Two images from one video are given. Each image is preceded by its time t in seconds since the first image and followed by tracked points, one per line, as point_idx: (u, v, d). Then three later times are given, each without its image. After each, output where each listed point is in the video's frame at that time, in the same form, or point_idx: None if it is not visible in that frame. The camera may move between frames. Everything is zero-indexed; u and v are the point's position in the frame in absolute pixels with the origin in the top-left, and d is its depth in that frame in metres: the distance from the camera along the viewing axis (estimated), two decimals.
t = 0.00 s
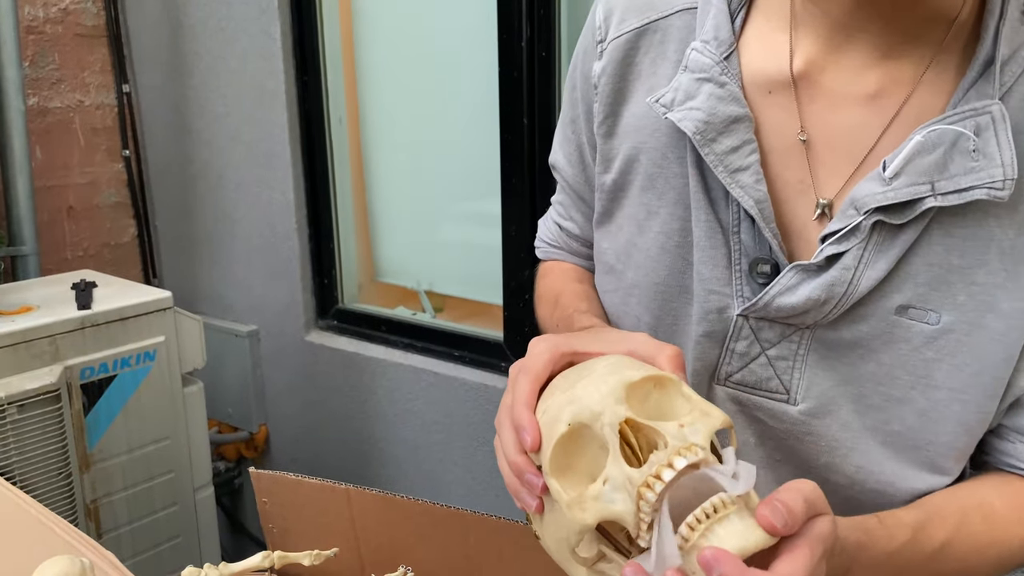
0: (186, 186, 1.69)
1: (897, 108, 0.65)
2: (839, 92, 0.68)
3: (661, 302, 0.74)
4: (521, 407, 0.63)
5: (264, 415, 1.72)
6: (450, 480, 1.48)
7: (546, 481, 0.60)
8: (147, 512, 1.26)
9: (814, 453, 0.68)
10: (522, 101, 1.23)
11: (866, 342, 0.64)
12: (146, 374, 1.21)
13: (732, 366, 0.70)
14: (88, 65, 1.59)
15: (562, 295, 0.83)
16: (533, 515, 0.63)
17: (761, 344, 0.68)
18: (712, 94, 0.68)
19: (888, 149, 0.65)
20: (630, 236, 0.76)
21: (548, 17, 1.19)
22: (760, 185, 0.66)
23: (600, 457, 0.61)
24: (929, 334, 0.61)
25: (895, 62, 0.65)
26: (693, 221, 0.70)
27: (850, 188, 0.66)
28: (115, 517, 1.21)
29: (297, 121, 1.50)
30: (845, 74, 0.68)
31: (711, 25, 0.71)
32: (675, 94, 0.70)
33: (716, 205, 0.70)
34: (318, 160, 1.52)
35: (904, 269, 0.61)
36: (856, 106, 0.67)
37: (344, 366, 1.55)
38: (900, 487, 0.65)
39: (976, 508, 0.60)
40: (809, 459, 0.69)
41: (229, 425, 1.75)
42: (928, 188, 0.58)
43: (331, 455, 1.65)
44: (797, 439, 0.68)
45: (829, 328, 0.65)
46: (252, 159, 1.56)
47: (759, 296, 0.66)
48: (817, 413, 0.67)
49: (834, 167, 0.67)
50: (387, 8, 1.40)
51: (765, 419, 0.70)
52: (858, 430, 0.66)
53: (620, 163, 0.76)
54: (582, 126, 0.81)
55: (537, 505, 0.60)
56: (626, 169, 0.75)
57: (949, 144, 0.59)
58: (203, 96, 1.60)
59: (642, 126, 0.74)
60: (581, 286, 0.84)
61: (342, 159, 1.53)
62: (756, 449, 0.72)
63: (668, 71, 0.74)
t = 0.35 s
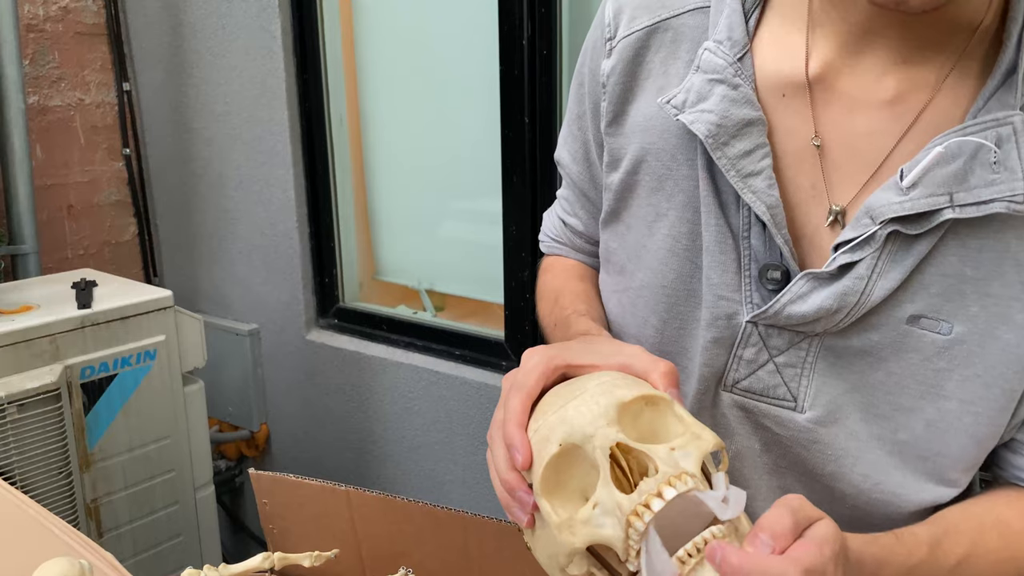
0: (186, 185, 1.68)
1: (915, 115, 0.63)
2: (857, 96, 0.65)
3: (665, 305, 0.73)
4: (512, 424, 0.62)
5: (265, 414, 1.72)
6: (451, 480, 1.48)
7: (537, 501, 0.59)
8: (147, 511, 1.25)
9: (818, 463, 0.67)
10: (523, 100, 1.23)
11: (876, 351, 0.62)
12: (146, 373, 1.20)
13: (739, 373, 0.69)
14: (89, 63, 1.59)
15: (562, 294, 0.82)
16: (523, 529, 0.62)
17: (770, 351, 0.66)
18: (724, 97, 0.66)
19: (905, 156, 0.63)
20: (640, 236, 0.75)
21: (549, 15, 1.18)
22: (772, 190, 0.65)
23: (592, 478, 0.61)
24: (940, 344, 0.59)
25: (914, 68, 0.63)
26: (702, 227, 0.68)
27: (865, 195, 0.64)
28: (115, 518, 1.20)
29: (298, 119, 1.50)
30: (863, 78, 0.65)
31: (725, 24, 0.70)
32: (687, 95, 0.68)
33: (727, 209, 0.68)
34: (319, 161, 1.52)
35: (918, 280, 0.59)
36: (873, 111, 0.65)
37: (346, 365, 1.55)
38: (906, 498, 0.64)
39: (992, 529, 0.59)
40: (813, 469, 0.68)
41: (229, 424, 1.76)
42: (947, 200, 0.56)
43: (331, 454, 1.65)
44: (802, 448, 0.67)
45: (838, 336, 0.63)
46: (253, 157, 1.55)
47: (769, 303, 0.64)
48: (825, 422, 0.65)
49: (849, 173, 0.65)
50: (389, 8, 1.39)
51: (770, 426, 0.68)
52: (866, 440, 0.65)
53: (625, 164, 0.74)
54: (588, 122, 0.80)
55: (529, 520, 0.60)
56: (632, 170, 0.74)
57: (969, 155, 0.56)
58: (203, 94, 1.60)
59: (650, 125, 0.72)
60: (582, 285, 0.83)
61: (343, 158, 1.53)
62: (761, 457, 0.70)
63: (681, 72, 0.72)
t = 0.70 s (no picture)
0: (187, 182, 1.68)
1: (919, 113, 0.63)
2: (860, 94, 0.65)
3: (666, 302, 0.73)
4: (503, 417, 0.62)
5: (266, 412, 1.72)
6: (451, 478, 1.48)
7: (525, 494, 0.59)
8: (148, 509, 1.26)
9: (818, 461, 0.67)
10: (524, 98, 1.23)
11: (876, 349, 0.62)
12: (147, 371, 1.20)
13: (739, 369, 0.68)
14: (90, 61, 1.59)
15: (559, 291, 0.83)
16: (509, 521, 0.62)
17: (770, 348, 0.66)
18: (727, 91, 0.66)
19: (908, 153, 0.63)
20: (640, 233, 0.75)
21: (549, 13, 1.18)
22: (774, 186, 0.65)
23: (580, 474, 0.61)
24: (939, 343, 0.59)
25: (918, 65, 0.63)
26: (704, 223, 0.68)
27: (867, 193, 0.64)
28: (115, 515, 1.21)
29: (299, 116, 1.50)
30: (867, 75, 0.65)
31: (728, 21, 0.70)
32: (689, 89, 0.68)
33: (728, 204, 0.68)
34: (319, 159, 1.52)
35: (919, 279, 0.59)
36: (876, 108, 0.65)
37: (346, 364, 1.55)
38: (905, 497, 0.64)
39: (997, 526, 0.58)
40: (812, 467, 0.68)
41: (229, 422, 1.76)
42: (949, 198, 0.56)
43: (331, 452, 1.65)
44: (801, 446, 0.67)
45: (838, 334, 0.63)
46: (254, 155, 1.55)
47: (770, 300, 0.64)
48: (824, 420, 0.65)
49: (852, 170, 0.65)
50: (390, 5, 1.39)
51: (770, 423, 0.68)
52: (866, 438, 0.65)
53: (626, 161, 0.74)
54: (589, 119, 0.80)
55: (514, 513, 0.60)
56: (634, 166, 0.74)
57: (972, 153, 0.56)
58: (204, 92, 1.60)
59: (652, 120, 0.72)
60: (581, 283, 0.83)
61: (344, 155, 1.53)
62: (760, 455, 0.70)
63: (684, 68, 0.72)
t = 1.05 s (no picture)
0: (189, 180, 1.69)
1: (920, 111, 0.63)
2: (862, 92, 0.65)
3: (667, 298, 0.73)
4: (502, 413, 0.62)
5: (267, 410, 1.72)
6: (451, 476, 1.48)
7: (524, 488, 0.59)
8: (149, 506, 1.26)
9: (816, 457, 0.67)
10: (525, 96, 1.23)
11: (876, 346, 0.62)
12: (148, 367, 1.21)
13: (739, 366, 0.69)
14: (93, 58, 1.59)
15: (559, 287, 0.83)
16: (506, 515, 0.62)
17: (770, 345, 0.66)
18: (730, 89, 0.66)
19: (910, 151, 0.63)
20: (642, 230, 0.75)
21: (552, 12, 1.18)
22: (775, 184, 0.65)
23: (579, 468, 0.61)
24: (938, 340, 0.59)
25: (919, 64, 0.63)
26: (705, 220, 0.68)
27: (868, 191, 0.64)
28: (117, 512, 1.21)
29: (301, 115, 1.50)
30: (868, 74, 0.65)
31: (731, 19, 0.70)
32: (692, 87, 0.68)
33: (730, 202, 0.68)
34: (321, 157, 1.52)
35: (919, 277, 0.59)
36: (877, 107, 0.65)
37: (347, 361, 1.55)
38: (903, 494, 0.64)
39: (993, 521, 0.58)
40: (811, 464, 0.68)
41: (230, 420, 1.76)
42: (950, 197, 0.56)
43: (332, 450, 1.66)
44: (800, 443, 0.67)
45: (837, 332, 0.63)
46: (255, 153, 1.56)
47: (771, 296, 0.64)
48: (823, 417, 0.65)
49: (852, 167, 0.65)
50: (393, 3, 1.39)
51: (769, 419, 0.68)
52: (865, 436, 0.65)
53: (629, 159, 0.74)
54: (592, 116, 0.80)
55: (513, 507, 0.60)
56: (636, 162, 0.74)
57: (973, 152, 0.56)
58: (207, 90, 1.60)
59: (655, 118, 0.72)
60: (581, 280, 0.84)
61: (346, 153, 1.53)
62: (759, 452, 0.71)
63: (687, 66, 0.72)
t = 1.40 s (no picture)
0: (190, 177, 1.69)
1: (922, 112, 0.63)
2: (864, 93, 0.65)
3: (668, 296, 0.73)
4: (505, 417, 0.62)
5: (267, 407, 1.72)
6: (451, 474, 1.48)
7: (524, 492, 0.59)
8: (149, 503, 1.26)
9: (815, 456, 0.67)
10: (526, 95, 1.22)
11: (875, 346, 0.62)
12: (149, 365, 1.21)
13: (739, 364, 0.69)
14: (93, 56, 1.59)
15: (558, 283, 0.83)
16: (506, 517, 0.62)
17: (770, 343, 0.67)
18: (733, 89, 0.66)
19: (912, 152, 0.63)
20: (644, 228, 0.75)
21: (553, 11, 1.18)
22: (777, 183, 0.65)
23: (577, 474, 0.62)
24: (937, 339, 0.60)
25: (922, 66, 0.63)
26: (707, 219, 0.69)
27: (870, 191, 0.64)
28: (116, 509, 1.21)
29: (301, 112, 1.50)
30: (871, 75, 0.65)
31: (736, 18, 0.70)
32: (696, 86, 0.68)
33: (732, 201, 0.68)
34: (322, 155, 1.52)
35: (919, 277, 0.59)
36: (880, 108, 0.65)
37: (346, 359, 1.56)
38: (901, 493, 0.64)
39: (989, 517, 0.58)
40: (810, 463, 0.68)
41: (229, 417, 1.76)
42: (951, 198, 0.56)
43: (331, 447, 1.66)
44: (799, 441, 0.67)
45: (837, 331, 0.63)
46: (256, 150, 1.56)
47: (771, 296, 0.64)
48: (823, 416, 0.65)
49: (854, 168, 0.65)
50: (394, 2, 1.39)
51: (768, 417, 0.68)
52: (863, 435, 0.65)
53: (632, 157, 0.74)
54: (595, 114, 0.80)
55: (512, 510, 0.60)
56: (640, 160, 0.74)
57: (974, 155, 0.56)
58: (208, 87, 1.60)
59: (658, 116, 0.72)
60: (582, 278, 0.84)
61: (346, 151, 1.53)
62: (759, 450, 0.71)
63: (691, 65, 0.72)
